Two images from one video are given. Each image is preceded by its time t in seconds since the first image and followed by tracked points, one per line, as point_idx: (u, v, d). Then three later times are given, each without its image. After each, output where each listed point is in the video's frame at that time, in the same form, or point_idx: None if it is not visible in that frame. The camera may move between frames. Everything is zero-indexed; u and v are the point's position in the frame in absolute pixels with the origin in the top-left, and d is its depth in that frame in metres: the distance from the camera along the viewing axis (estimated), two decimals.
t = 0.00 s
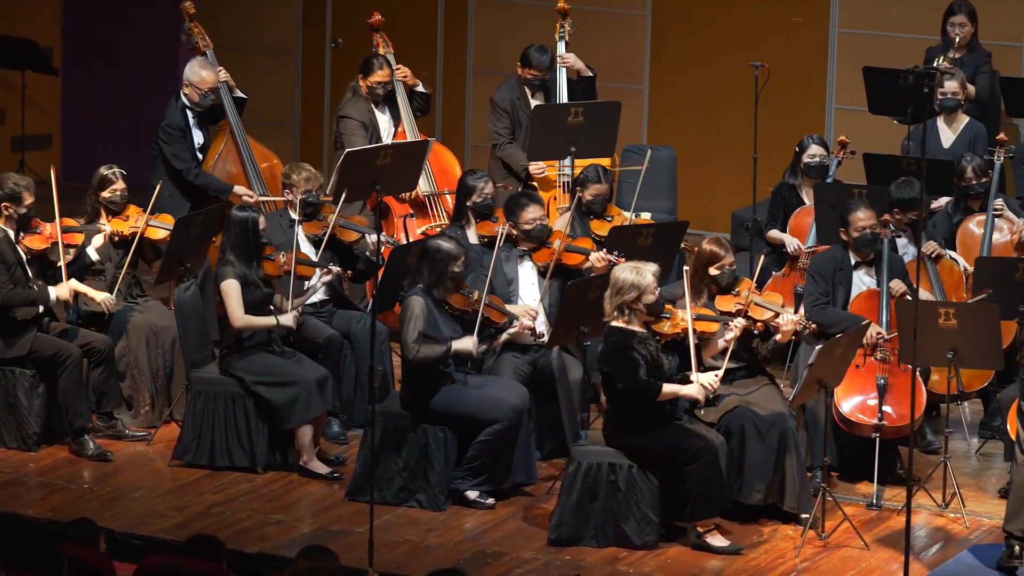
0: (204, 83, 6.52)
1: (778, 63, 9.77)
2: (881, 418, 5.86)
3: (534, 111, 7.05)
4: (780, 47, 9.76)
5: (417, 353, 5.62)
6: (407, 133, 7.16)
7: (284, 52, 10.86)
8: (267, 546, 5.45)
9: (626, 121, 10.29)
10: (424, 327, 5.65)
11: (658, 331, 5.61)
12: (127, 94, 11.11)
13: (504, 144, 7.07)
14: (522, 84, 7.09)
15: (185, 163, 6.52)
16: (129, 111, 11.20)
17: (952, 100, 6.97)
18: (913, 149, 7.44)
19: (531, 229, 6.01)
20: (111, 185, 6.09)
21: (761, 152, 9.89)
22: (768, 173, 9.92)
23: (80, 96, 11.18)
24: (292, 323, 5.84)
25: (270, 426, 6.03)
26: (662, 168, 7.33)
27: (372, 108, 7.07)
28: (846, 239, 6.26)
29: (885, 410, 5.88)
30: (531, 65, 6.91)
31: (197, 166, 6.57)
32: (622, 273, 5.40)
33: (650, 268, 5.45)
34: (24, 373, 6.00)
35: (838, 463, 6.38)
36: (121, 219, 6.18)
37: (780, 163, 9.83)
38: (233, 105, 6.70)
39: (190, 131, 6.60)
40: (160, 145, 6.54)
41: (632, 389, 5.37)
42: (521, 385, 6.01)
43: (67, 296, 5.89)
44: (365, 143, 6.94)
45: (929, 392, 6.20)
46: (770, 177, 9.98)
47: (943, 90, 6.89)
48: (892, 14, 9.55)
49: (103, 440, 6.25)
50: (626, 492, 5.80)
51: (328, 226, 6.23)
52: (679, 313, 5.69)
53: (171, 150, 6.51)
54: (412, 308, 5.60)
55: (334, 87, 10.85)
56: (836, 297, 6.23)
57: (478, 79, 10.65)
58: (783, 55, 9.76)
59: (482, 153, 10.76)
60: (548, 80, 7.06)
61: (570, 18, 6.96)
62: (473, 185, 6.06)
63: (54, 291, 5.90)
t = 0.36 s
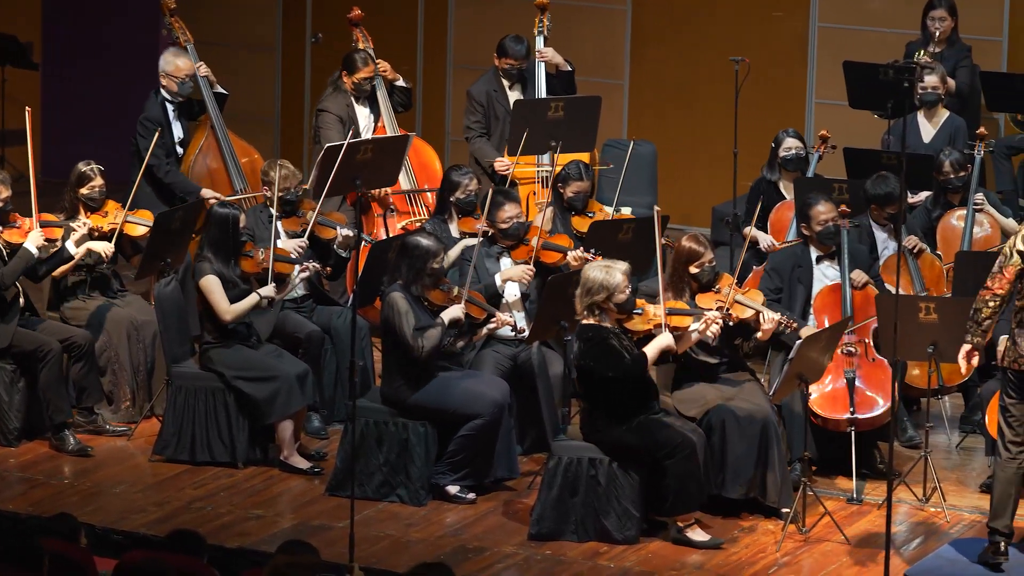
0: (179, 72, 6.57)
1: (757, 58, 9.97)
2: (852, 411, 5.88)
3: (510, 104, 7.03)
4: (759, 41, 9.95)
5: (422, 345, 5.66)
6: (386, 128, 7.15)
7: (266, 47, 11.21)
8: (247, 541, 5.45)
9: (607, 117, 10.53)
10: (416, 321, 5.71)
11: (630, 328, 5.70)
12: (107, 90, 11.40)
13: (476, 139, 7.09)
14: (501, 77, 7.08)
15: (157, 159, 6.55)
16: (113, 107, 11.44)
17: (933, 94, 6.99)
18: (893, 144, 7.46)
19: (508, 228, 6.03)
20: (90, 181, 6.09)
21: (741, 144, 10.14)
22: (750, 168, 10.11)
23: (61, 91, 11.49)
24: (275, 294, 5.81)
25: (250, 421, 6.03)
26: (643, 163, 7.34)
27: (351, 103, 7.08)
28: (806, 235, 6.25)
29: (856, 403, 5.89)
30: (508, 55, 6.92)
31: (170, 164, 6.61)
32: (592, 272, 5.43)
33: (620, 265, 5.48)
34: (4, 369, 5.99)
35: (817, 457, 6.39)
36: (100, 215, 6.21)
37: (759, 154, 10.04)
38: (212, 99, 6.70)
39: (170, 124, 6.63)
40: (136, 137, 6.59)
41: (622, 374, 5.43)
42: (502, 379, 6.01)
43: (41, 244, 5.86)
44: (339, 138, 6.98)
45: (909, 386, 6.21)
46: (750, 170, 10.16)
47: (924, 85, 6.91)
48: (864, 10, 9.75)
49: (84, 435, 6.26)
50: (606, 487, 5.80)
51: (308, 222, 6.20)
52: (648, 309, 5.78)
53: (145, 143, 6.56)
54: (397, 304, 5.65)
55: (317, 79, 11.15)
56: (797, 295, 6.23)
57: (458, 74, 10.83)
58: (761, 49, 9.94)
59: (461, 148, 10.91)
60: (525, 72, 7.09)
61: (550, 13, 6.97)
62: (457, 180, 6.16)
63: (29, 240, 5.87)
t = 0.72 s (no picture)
0: (148, 64, 6.67)
1: (740, 54, 10.15)
2: (831, 406, 5.88)
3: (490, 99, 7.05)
4: (741, 37, 10.13)
5: (388, 351, 5.65)
6: (369, 124, 7.17)
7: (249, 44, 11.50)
8: (231, 537, 5.45)
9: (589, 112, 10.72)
10: (392, 323, 5.69)
11: (614, 324, 5.68)
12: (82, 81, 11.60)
13: (455, 133, 7.13)
14: (482, 70, 7.10)
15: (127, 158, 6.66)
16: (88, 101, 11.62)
17: (916, 90, 7.00)
18: (876, 139, 7.48)
19: (496, 222, 5.97)
20: (76, 177, 6.12)
21: (723, 138, 10.28)
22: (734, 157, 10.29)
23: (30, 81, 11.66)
24: (254, 311, 5.83)
25: (234, 417, 6.03)
26: (628, 160, 7.35)
27: (335, 98, 7.09)
28: (773, 235, 6.30)
29: (833, 397, 5.90)
30: (488, 48, 6.92)
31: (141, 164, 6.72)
32: (579, 267, 5.38)
33: (607, 260, 5.42)
34: None
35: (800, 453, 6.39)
36: (84, 212, 6.22)
37: (739, 146, 10.21)
38: (192, 95, 6.72)
39: (149, 118, 6.76)
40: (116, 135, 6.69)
41: (595, 382, 5.36)
42: (484, 375, 6.02)
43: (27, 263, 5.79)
44: (318, 132, 6.97)
45: (893, 382, 6.19)
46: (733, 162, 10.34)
47: (907, 80, 6.93)
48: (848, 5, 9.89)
49: (67, 432, 6.27)
50: (590, 484, 5.80)
51: (292, 219, 6.21)
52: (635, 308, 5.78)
53: (124, 139, 6.66)
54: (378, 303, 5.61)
55: (299, 73, 11.52)
56: (766, 294, 6.24)
57: (441, 69, 11.07)
58: (743, 45, 10.13)
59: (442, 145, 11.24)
60: (506, 64, 7.09)
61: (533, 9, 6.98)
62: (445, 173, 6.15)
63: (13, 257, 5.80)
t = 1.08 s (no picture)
0: (129, 63, 6.76)
1: (723, 54, 10.20)
2: (810, 404, 5.91)
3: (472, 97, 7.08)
4: (727, 34, 10.18)
5: (388, 339, 5.66)
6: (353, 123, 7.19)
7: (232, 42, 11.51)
8: (215, 536, 5.45)
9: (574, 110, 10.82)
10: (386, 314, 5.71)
11: (602, 323, 5.67)
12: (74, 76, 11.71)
13: (434, 131, 7.23)
14: (464, 68, 7.13)
15: (104, 157, 6.72)
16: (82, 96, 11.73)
17: (898, 89, 7.01)
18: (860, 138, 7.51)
19: (480, 224, 5.94)
20: (61, 178, 6.12)
21: (705, 137, 10.30)
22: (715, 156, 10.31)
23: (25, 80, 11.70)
24: (247, 297, 5.83)
25: (217, 416, 6.03)
26: (609, 159, 7.40)
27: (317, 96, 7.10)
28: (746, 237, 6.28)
29: (812, 395, 5.93)
30: (470, 46, 6.95)
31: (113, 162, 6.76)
32: (570, 264, 5.38)
33: (598, 259, 5.44)
34: None
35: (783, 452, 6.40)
36: (69, 213, 6.22)
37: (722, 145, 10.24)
38: (174, 95, 6.73)
39: (130, 117, 6.81)
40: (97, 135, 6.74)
41: (584, 376, 5.37)
42: (468, 373, 6.03)
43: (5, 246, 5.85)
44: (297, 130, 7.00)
45: (878, 380, 6.19)
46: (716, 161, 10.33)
47: (890, 79, 6.94)
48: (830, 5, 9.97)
49: (52, 431, 6.28)
50: (574, 482, 5.80)
51: (275, 220, 6.23)
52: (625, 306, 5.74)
53: (104, 138, 6.72)
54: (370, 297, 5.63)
55: (283, 74, 11.57)
56: (741, 296, 6.24)
57: (425, 68, 11.13)
58: (727, 42, 10.18)
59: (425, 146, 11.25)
60: (489, 62, 7.11)
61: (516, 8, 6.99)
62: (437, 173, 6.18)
63: None
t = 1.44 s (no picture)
0: (114, 67, 6.79)
1: (706, 54, 10.14)
2: (789, 402, 5.93)
3: (453, 95, 7.14)
4: (711, 33, 10.11)
5: (367, 345, 5.63)
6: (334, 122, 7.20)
7: (213, 40, 11.31)
8: (197, 536, 5.44)
9: (554, 110, 10.70)
10: (366, 321, 5.66)
11: (595, 326, 5.71)
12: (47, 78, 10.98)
13: (412, 128, 7.25)
14: (446, 66, 7.17)
15: (85, 157, 6.81)
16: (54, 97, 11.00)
17: (880, 87, 7.05)
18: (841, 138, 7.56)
19: (458, 226, 5.96)
20: (43, 178, 6.13)
21: (689, 137, 10.29)
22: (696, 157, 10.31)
23: (23, 81, 10.93)
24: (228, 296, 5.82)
25: (199, 416, 6.03)
26: (591, 158, 7.39)
27: (297, 94, 7.16)
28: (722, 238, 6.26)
29: (791, 395, 5.94)
30: (453, 46, 7.00)
31: (88, 164, 6.83)
32: (569, 265, 5.35)
33: (597, 260, 5.41)
34: None
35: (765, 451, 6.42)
36: (51, 213, 6.22)
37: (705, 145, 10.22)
38: (156, 96, 6.74)
39: (111, 118, 6.90)
40: (76, 135, 6.82)
41: (584, 373, 5.36)
42: (450, 372, 6.05)
43: None
44: (274, 130, 7.05)
45: (860, 379, 6.22)
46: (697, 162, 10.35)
47: (873, 78, 6.97)
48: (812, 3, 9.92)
49: (33, 431, 6.29)
50: (556, 481, 5.80)
51: (257, 222, 6.20)
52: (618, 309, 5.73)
53: (86, 138, 6.81)
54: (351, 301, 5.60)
55: (264, 74, 11.34)
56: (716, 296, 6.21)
57: (406, 69, 10.94)
58: (711, 41, 10.12)
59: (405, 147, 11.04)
60: (471, 62, 7.14)
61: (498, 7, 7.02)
62: (423, 174, 6.13)
63: None
